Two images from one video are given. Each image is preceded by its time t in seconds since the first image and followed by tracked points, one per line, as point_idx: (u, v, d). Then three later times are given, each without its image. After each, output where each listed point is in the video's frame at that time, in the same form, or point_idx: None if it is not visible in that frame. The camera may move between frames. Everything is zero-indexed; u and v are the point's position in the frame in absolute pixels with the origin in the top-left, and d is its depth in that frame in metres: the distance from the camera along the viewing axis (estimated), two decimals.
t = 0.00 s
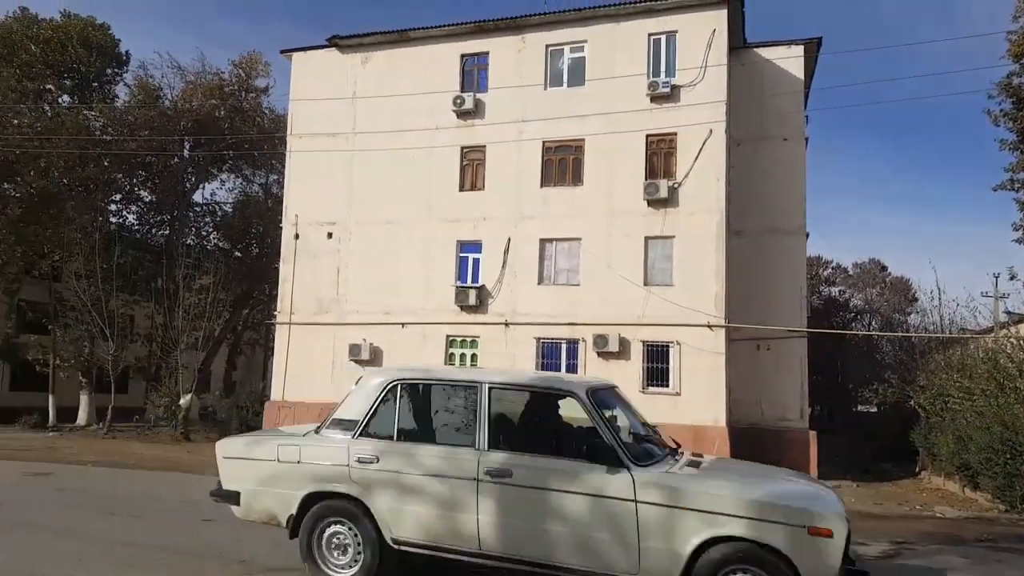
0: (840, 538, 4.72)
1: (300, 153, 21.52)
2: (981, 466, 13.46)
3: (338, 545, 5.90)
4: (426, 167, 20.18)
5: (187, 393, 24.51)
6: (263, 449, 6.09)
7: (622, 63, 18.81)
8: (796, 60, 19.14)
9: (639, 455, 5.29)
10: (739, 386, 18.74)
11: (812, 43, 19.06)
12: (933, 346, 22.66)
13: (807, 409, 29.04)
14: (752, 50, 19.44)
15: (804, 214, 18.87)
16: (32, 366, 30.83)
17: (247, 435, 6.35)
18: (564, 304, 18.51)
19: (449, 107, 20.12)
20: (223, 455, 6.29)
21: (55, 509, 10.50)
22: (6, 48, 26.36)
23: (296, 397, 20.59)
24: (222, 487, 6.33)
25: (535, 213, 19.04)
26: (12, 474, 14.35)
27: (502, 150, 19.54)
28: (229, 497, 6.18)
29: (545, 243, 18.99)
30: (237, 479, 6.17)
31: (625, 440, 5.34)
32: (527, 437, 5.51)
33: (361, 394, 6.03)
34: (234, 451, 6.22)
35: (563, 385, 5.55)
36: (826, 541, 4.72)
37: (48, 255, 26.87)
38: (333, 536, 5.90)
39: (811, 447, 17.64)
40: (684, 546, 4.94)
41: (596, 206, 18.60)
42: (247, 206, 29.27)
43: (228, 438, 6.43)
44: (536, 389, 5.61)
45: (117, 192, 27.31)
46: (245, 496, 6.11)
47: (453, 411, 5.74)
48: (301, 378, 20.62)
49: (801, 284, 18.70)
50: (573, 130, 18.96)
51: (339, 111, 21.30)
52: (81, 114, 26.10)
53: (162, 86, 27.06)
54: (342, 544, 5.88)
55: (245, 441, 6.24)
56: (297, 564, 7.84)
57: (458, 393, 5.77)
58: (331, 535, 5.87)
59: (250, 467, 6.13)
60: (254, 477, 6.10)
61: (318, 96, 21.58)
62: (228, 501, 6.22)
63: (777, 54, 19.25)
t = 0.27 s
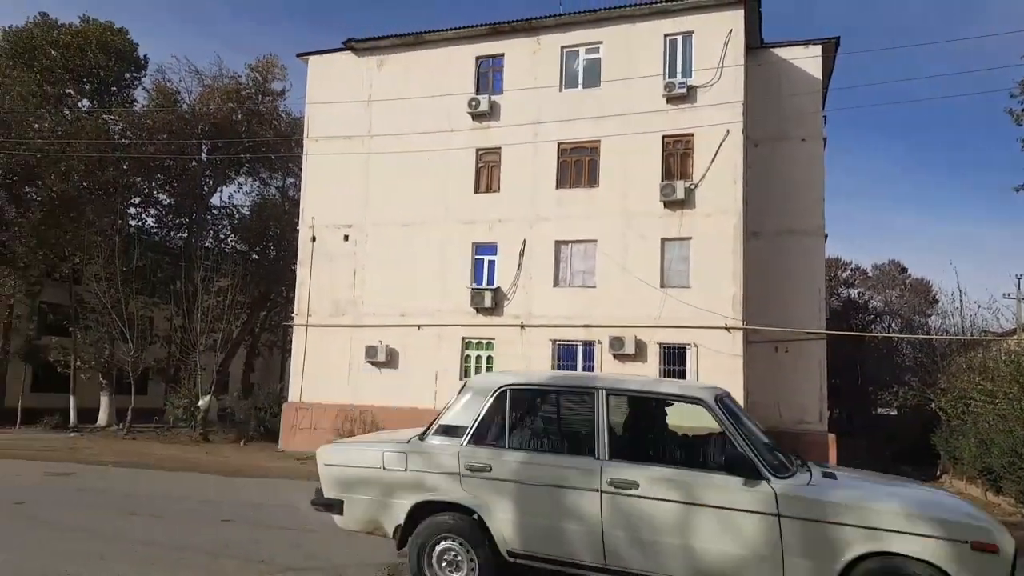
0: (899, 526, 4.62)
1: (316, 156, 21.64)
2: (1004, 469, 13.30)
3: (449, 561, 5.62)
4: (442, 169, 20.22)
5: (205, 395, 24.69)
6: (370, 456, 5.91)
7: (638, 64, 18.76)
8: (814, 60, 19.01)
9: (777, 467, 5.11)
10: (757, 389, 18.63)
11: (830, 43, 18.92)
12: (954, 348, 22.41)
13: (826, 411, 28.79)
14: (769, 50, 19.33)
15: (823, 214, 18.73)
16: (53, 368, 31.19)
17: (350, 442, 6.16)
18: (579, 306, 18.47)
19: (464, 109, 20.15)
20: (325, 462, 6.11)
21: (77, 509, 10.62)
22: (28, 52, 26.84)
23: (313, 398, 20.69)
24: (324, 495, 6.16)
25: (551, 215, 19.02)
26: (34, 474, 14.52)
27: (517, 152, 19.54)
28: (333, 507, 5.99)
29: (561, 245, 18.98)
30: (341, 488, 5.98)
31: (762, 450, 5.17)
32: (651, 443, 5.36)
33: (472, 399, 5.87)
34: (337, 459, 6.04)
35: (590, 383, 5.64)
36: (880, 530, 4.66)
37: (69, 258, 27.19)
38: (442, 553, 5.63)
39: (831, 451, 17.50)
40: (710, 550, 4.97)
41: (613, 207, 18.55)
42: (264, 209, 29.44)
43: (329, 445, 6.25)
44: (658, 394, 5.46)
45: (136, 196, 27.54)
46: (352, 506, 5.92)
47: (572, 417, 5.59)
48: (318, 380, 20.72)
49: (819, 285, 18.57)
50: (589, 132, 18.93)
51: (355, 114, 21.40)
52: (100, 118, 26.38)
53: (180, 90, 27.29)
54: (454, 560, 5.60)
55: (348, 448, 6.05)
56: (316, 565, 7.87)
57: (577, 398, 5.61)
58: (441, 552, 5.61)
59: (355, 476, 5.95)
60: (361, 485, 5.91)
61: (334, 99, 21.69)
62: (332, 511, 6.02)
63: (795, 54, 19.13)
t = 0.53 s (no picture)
0: (919, 520, 4.64)
1: (334, 160, 21.77)
2: None
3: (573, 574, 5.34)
4: (459, 171, 20.24)
5: (226, 397, 24.90)
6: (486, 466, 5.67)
7: (655, 65, 18.69)
8: (834, 58, 18.84)
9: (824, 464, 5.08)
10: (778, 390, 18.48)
11: (850, 41, 18.73)
12: (979, 349, 22.10)
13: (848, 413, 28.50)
14: (788, 49, 19.18)
15: (844, 214, 18.56)
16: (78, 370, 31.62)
17: (459, 453, 5.94)
18: (597, 307, 18.43)
19: (481, 112, 20.17)
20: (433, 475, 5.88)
21: (103, 509, 10.75)
22: (51, 59, 27.35)
23: (333, 400, 20.79)
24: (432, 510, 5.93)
25: (568, 216, 18.99)
26: (59, 475, 14.73)
27: (534, 154, 19.53)
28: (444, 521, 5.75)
29: (579, 247, 18.94)
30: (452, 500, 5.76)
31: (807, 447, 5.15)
32: (769, 446, 5.18)
33: (586, 406, 5.70)
34: (445, 471, 5.83)
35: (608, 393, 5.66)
36: (899, 525, 4.68)
37: (92, 262, 27.52)
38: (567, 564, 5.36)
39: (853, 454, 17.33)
40: (731, 550, 4.98)
41: (630, 208, 18.49)
42: (283, 212, 29.59)
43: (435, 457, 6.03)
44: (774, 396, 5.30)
45: (157, 200, 27.81)
46: (463, 519, 5.67)
47: (683, 420, 5.42)
48: (337, 382, 20.82)
49: (840, 286, 18.40)
50: (606, 133, 18.89)
51: (373, 118, 21.49)
52: (122, 123, 26.72)
53: (200, 95, 27.59)
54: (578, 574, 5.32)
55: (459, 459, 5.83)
56: (338, 566, 7.91)
57: (689, 400, 5.44)
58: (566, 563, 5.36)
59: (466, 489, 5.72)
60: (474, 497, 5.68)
61: (352, 102, 21.80)
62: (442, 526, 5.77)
63: (814, 53, 18.96)
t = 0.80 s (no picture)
0: (956, 519, 4.57)
1: (357, 163, 21.89)
2: None
3: None
4: (482, 173, 20.26)
5: (252, 398, 25.15)
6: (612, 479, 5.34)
7: (678, 64, 18.57)
8: (860, 55, 18.60)
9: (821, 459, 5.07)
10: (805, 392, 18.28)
11: (876, 38, 18.50)
12: (1011, 351, 21.71)
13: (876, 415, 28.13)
14: (813, 47, 18.97)
15: (871, 214, 18.33)
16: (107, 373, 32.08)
17: (580, 465, 5.61)
18: (620, 308, 18.35)
19: (503, 114, 20.17)
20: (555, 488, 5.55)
21: (132, 509, 10.88)
22: (79, 66, 27.78)
23: (356, 402, 20.90)
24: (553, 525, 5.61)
25: (591, 217, 18.93)
26: (89, 475, 14.95)
27: (556, 155, 19.50)
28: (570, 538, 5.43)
29: (601, 248, 18.88)
30: (577, 516, 5.44)
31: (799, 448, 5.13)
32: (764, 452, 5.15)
33: (718, 412, 5.34)
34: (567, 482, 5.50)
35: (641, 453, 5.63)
36: (932, 525, 4.61)
37: (121, 266, 27.89)
38: None
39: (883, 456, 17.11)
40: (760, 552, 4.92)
41: (653, 209, 18.38)
42: (307, 216, 29.81)
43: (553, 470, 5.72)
44: (831, 397, 5.15)
45: (184, 204, 28.16)
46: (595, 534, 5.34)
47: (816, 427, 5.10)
48: (361, 384, 20.93)
49: (868, 286, 18.18)
50: (628, 133, 18.80)
51: (395, 121, 21.58)
52: (149, 129, 27.10)
53: (225, 101, 27.90)
54: None
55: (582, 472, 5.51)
56: (365, 566, 7.92)
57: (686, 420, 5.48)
58: None
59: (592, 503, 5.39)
60: (600, 513, 5.35)
61: (374, 106, 21.90)
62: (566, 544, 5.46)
63: (840, 50, 18.74)
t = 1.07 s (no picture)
0: (987, 521, 4.50)
1: (379, 166, 21.98)
2: None
3: None
4: (503, 175, 20.25)
5: (276, 400, 25.34)
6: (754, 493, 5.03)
7: (699, 64, 18.45)
8: (885, 53, 18.37)
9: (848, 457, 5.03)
10: (830, 394, 18.07)
11: (902, 36, 18.25)
12: None
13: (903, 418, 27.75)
14: (837, 45, 18.77)
15: (898, 213, 18.10)
16: (134, 374, 32.51)
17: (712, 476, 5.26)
18: (642, 309, 18.26)
19: (523, 115, 20.16)
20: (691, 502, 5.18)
21: (158, 509, 10.99)
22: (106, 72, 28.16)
23: (379, 404, 20.98)
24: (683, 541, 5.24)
25: (612, 218, 18.86)
26: (116, 476, 15.14)
27: (577, 156, 19.44)
28: (709, 558, 5.05)
29: (623, 249, 18.79)
30: (716, 533, 5.06)
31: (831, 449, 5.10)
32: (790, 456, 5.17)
33: (869, 421, 4.98)
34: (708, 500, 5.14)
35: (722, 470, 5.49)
36: (963, 525, 4.54)
37: (147, 269, 28.27)
38: None
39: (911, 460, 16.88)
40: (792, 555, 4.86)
41: (675, 210, 18.26)
42: (329, 219, 29.95)
43: (684, 482, 5.34)
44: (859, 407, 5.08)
45: (209, 208, 28.46)
46: (745, 555, 4.97)
47: (966, 434, 4.77)
48: (383, 386, 20.99)
49: (894, 286, 17.94)
50: (650, 134, 18.71)
51: (417, 123, 21.65)
52: (174, 134, 27.41)
53: (249, 105, 28.19)
54: None
55: (724, 487, 5.12)
56: (388, 568, 7.92)
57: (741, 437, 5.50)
58: None
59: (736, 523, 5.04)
60: (695, 526, 5.15)
61: (396, 109, 21.99)
62: (702, 563, 5.09)
63: (865, 48, 18.52)
